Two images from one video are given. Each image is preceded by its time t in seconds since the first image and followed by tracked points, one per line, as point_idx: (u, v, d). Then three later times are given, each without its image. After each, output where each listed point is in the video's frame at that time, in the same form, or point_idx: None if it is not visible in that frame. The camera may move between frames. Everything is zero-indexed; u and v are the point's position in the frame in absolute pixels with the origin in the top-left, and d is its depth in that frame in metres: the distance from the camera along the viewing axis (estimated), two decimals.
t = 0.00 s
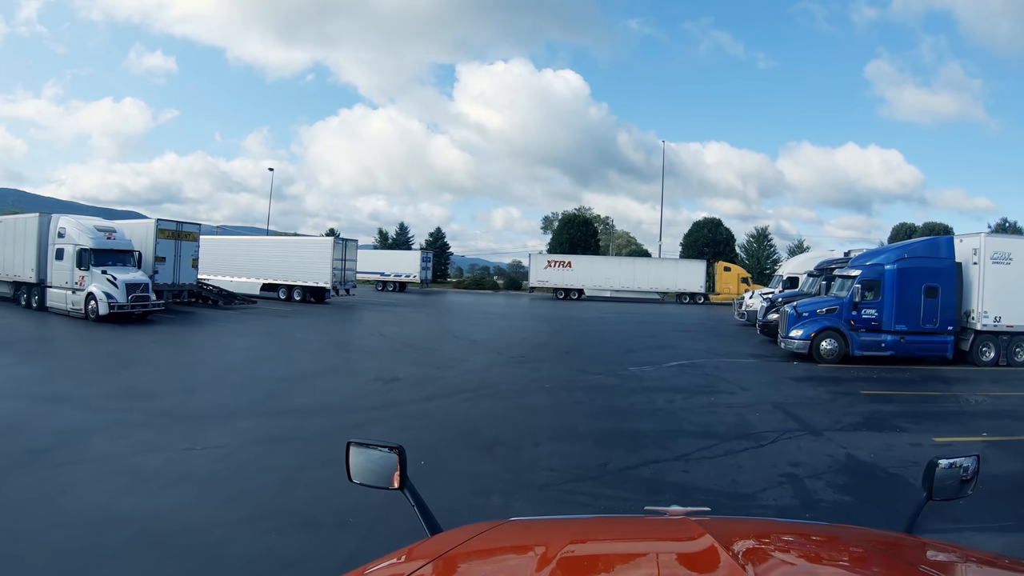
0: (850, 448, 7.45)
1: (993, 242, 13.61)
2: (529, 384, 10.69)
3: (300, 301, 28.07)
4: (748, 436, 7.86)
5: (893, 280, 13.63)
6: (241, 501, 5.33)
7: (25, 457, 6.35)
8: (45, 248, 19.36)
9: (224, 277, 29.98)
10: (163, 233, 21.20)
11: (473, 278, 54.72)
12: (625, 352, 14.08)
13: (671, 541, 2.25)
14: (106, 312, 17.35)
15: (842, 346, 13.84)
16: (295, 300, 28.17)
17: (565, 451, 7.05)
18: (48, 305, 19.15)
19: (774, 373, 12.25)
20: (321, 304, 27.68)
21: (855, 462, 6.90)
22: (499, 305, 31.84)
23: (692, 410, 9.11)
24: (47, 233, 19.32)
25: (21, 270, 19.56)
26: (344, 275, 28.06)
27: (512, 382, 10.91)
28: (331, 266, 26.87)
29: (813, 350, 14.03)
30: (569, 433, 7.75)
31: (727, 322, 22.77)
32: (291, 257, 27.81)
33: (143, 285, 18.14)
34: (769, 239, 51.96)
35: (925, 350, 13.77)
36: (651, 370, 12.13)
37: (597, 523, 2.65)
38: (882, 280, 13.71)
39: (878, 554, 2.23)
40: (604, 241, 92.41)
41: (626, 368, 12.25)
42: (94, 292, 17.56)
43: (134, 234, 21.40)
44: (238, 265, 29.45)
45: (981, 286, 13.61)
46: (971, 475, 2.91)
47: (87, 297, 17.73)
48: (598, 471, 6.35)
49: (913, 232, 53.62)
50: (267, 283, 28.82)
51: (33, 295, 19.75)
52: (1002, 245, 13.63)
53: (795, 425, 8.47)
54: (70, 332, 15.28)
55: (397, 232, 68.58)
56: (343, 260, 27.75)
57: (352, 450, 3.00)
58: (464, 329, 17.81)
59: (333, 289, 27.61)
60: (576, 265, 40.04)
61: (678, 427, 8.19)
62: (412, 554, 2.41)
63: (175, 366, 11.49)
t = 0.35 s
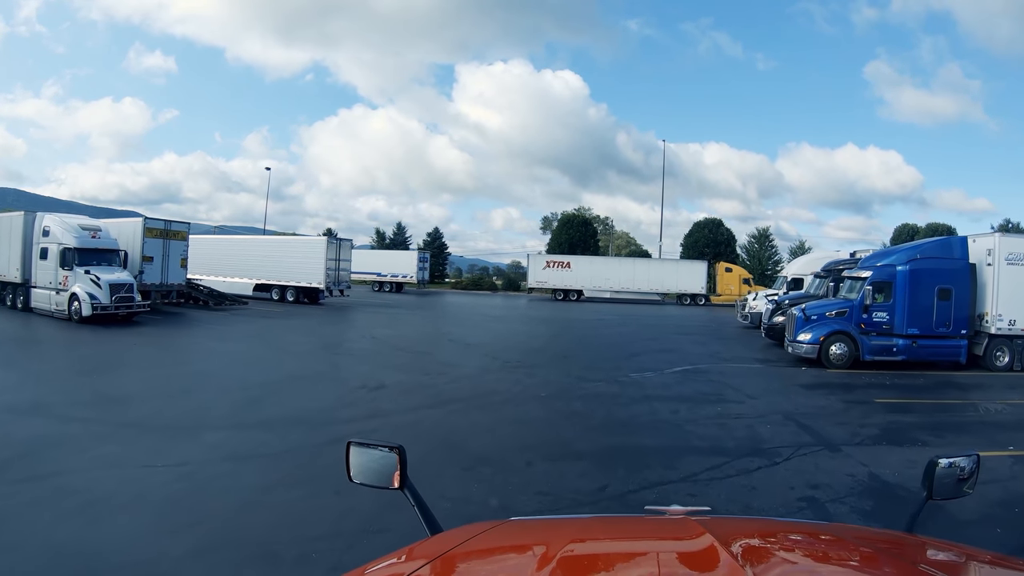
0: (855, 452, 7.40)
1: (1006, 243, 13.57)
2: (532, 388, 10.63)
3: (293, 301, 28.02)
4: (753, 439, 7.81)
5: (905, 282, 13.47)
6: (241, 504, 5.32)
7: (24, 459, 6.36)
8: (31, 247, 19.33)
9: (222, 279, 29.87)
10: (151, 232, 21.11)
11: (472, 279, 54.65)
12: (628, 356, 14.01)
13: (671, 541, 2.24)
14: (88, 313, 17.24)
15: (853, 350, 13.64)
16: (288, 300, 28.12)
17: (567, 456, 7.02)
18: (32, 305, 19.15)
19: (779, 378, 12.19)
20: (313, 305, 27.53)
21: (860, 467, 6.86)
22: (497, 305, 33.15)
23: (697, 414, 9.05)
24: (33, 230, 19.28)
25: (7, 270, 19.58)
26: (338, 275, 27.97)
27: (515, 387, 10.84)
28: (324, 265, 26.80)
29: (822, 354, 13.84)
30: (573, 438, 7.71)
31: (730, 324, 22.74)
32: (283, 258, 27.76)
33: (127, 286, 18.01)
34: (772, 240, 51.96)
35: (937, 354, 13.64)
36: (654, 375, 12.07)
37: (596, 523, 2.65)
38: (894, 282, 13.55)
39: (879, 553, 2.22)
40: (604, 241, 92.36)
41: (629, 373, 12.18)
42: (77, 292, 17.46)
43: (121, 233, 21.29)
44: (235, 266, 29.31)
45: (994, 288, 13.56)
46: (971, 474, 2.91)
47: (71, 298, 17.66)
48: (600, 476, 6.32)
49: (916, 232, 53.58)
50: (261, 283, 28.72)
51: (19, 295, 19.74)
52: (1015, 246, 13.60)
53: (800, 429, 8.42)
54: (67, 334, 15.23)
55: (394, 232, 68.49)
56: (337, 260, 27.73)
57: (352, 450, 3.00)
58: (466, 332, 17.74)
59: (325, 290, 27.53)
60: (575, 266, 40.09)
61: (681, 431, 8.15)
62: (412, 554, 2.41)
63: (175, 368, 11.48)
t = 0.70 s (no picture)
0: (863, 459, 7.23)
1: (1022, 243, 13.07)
2: (534, 393, 10.45)
3: (284, 303, 27.93)
4: (756, 443, 7.70)
5: (917, 283, 13.13)
6: (236, 510, 5.26)
7: (18, 459, 6.33)
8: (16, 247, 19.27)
9: (214, 280, 29.63)
10: (138, 232, 20.95)
11: (469, 279, 54.58)
12: (630, 361, 13.85)
13: (670, 541, 2.25)
14: (70, 315, 17.08)
15: (863, 354, 13.26)
16: (280, 301, 28.10)
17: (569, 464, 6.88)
18: (14, 306, 19.14)
19: (784, 383, 12.00)
20: (305, 305, 27.53)
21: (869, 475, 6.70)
22: (495, 305, 34.25)
23: (702, 420, 8.90)
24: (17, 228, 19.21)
25: None
26: (330, 275, 27.71)
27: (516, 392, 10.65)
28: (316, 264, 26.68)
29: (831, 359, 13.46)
30: (575, 444, 7.57)
31: (732, 326, 22.65)
32: (274, 257, 27.66)
33: (110, 287, 17.82)
34: (772, 240, 51.89)
35: (950, 359, 13.23)
36: (658, 379, 11.88)
37: (595, 523, 2.65)
38: (906, 283, 13.20)
39: (875, 553, 2.23)
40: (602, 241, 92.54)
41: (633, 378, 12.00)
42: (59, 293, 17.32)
43: (108, 233, 21.09)
44: (227, 267, 29.11)
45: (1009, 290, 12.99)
46: (971, 475, 2.91)
47: (52, 299, 17.54)
48: (602, 484, 6.20)
49: (918, 233, 53.68)
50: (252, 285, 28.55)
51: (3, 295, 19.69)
52: None
53: (809, 435, 8.23)
54: (60, 337, 15.11)
55: (391, 232, 68.45)
56: (330, 260, 27.51)
57: (352, 449, 3.00)
58: (466, 335, 17.56)
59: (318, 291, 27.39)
60: (574, 266, 40.10)
61: (685, 437, 8.01)
62: (410, 554, 2.40)
63: (169, 371, 11.37)
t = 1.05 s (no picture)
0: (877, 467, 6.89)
1: None
2: (534, 397, 10.15)
3: (277, 304, 27.81)
4: (767, 455, 7.20)
5: (931, 284, 12.42)
6: (222, 519, 5.07)
7: (15, 461, 6.33)
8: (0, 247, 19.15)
9: (206, 280, 29.61)
10: (124, 232, 20.72)
11: (468, 280, 54.50)
12: (631, 364, 13.67)
13: (671, 541, 2.24)
14: (53, 317, 16.90)
15: (874, 358, 12.62)
16: (272, 302, 27.95)
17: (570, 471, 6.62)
18: None
19: (791, 386, 11.67)
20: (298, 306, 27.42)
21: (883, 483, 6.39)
22: (493, 305, 35.47)
23: (708, 425, 8.58)
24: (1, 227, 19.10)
25: None
26: (323, 276, 27.70)
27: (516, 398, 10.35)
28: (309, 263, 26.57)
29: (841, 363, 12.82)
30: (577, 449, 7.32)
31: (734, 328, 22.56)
32: (267, 258, 27.56)
33: (93, 289, 17.59)
34: (774, 240, 51.85)
35: (965, 363, 12.55)
36: (661, 383, 11.57)
37: (596, 523, 2.65)
38: (918, 284, 12.50)
39: (879, 553, 2.22)
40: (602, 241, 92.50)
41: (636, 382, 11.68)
42: (42, 295, 17.18)
43: (94, 233, 20.89)
44: (220, 269, 28.94)
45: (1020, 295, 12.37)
46: (972, 474, 2.92)
47: (35, 301, 17.39)
48: (603, 491, 5.93)
49: (920, 232, 53.76)
50: (244, 286, 28.43)
51: None
52: None
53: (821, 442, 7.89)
54: (48, 341, 14.91)
55: (388, 233, 68.51)
56: (323, 261, 27.52)
57: (352, 449, 2.99)
58: (464, 338, 17.28)
59: (311, 292, 27.27)
60: (573, 266, 40.17)
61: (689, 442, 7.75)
62: (411, 554, 2.41)
63: (161, 373, 11.20)
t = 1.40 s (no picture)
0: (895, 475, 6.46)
1: None
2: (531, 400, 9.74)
3: (269, 305, 27.58)
4: (783, 473, 6.49)
5: (945, 284, 11.81)
6: (192, 530, 4.76)
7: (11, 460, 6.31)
8: None
9: (198, 281, 29.44)
10: (108, 232, 20.35)
11: (465, 281, 54.37)
12: (631, 363, 13.65)
13: (670, 541, 2.25)
14: (33, 320, 16.64)
15: (887, 363, 11.91)
16: (264, 304, 27.74)
17: (568, 477, 6.26)
18: None
19: (798, 388, 11.25)
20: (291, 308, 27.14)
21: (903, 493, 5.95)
22: (491, 305, 36.43)
23: (715, 438, 7.81)
24: None
25: None
26: (316, 276, 27.28)
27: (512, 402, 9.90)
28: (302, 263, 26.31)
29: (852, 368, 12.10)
30: (575, 452, 6.97)
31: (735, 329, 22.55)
32: (259, 257, 27.39)
33: (74, 290, 17.30)
34: (775, 240, 51.82)
35: (980, 367, 11.91)
36: (663, 385, 11.17)
37: (595, 523, 2.65)
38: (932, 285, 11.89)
39: (879, 554, 2.22)
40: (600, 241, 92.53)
41: (638, 383, 11.29)
42: (22, 296, 16.94)
43: (80, 234, 20.53)
44: (213, 270, 28.70)
45: None
46: (971, 475, 2.92)
47: (15, 303, 17.14)
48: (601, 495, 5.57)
49: (922, 232, 53.79)
50: (236, 287, 28.20)
51: None
52: None
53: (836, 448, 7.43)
54: (33, 342, 14.59)
55: (386, 232, 68.48)
56: (316, 260, 27.07)
57: (352, 449, 3.00)
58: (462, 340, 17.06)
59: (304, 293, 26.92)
60: (571, 266, 40.21)
61: (693, 446, 7.36)
62: (411, 554, 2.40)
63: (146, 375, 10.88)
